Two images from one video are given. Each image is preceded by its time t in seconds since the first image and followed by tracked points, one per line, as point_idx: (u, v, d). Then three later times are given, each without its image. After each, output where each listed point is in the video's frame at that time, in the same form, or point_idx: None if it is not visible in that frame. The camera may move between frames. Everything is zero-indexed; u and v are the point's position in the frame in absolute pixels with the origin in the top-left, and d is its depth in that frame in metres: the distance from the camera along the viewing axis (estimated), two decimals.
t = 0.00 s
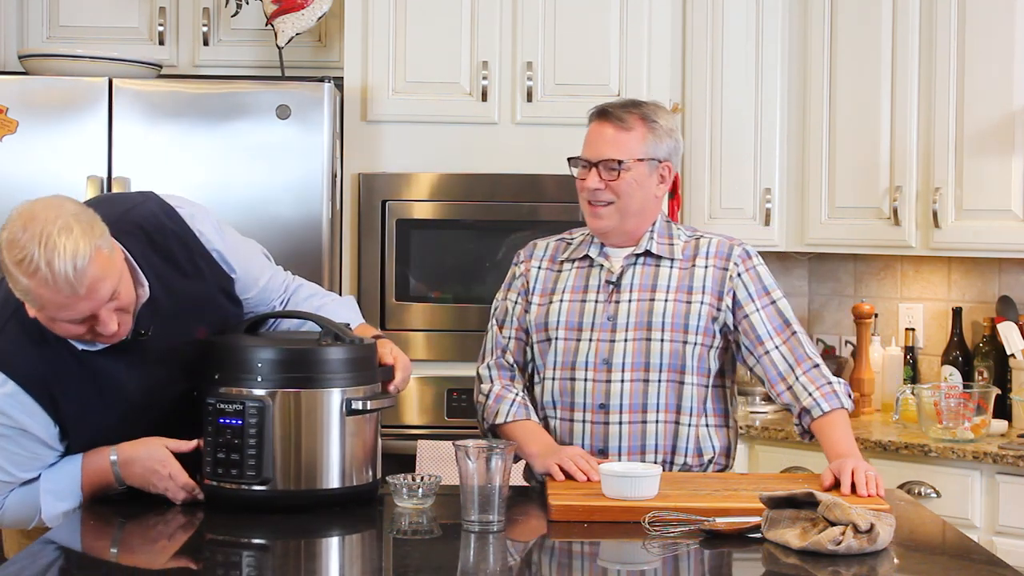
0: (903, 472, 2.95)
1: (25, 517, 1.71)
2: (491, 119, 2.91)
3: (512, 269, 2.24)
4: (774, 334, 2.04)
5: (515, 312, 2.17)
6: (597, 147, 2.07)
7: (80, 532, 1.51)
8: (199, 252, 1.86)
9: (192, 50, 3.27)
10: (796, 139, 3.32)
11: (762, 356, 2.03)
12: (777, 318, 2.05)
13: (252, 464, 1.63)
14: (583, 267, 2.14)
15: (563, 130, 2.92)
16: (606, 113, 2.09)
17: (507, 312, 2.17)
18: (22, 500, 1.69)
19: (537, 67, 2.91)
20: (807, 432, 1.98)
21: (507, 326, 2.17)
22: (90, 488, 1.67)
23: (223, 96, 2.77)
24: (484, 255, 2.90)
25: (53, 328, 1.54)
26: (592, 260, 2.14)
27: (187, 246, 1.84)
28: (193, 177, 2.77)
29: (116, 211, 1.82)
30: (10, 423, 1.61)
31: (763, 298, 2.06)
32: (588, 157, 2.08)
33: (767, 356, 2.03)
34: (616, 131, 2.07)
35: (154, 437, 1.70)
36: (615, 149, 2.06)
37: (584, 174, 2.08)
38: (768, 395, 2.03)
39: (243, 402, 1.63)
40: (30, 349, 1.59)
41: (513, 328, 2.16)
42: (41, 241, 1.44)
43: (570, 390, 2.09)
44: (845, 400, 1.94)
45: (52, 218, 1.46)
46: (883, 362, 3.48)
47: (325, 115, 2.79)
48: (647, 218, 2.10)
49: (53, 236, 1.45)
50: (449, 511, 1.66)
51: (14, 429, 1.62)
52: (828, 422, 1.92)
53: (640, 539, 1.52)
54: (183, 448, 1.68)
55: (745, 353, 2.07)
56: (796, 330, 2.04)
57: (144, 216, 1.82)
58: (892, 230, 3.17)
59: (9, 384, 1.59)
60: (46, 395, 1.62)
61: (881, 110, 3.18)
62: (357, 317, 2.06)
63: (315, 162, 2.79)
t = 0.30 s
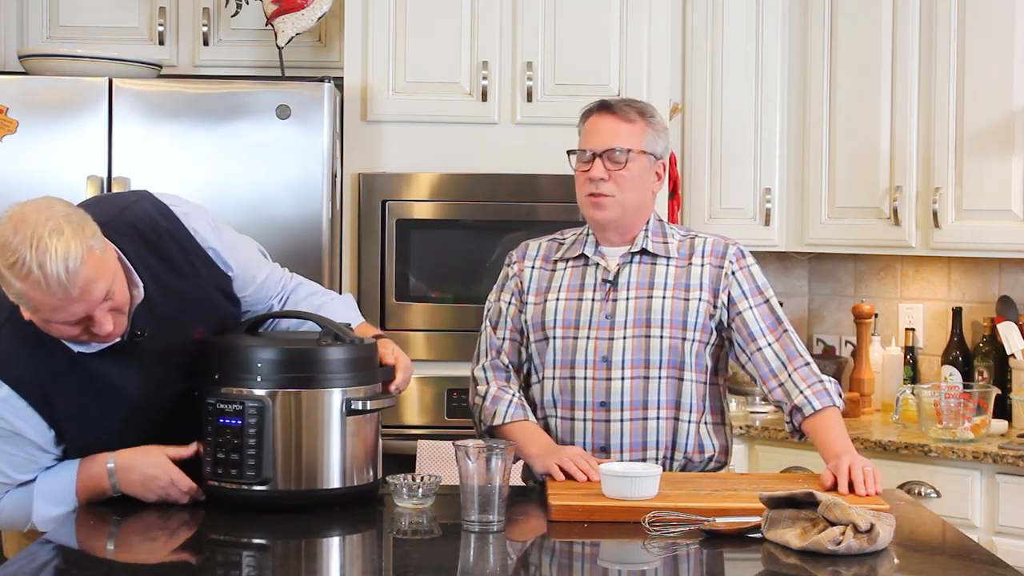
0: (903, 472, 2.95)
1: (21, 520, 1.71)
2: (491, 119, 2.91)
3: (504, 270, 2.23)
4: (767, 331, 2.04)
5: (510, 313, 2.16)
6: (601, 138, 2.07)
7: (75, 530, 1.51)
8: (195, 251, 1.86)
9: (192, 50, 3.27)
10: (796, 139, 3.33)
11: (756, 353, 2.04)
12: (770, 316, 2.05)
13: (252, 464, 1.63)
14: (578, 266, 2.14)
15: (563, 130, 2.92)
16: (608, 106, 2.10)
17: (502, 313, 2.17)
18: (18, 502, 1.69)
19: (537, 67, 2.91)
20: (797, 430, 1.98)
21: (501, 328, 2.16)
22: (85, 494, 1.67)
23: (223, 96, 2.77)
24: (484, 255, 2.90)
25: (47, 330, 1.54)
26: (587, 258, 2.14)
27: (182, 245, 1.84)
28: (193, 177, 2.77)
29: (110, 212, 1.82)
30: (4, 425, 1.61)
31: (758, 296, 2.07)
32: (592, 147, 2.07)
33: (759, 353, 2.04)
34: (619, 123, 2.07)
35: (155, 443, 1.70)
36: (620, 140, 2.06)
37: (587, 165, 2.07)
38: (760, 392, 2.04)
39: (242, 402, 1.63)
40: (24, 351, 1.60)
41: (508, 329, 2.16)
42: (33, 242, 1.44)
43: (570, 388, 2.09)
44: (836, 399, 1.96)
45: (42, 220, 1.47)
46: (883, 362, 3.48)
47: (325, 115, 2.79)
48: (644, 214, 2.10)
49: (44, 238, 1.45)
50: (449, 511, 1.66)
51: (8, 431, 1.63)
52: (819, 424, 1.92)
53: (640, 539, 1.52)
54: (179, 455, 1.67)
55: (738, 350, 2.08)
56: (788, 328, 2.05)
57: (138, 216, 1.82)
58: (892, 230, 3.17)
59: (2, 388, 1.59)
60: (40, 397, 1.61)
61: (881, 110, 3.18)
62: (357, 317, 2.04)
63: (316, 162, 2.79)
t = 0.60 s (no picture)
0: (903, 472, 2.95)
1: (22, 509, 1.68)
2: (491, 119, 2.91)
3: (494, 276, 2.18)
4: (762, 331, 2.06)
5: (504, 325, 2.12)
6: (612, 129, 2.04)
7: (74, 535, 1.51)
8: (195, 246, 1.86)
9: (192, 50, 3.27)
10: (796, 139, 3.33)
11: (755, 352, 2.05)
12: (765, 316, 2.07)
13: (252, 464, 1.63)
14: (576, 268, 2.11)
15: (563, 130, 2.92)
16: (616, 100, 2.08)
17: (494, 325, 2.12)
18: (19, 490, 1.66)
19: (538, 67, 2.91)
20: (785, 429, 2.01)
21: (494, 340, 2.11)
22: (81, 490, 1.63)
23: (223, 96, 2.77)
24: (484, 255, 2.90)
25: (45, 317, 1.54)
26: (585, 257, 2.11)
27: (182, 241, 1.84)
28: (193, 177, 2.78)
29: (110, 207, 1.82)
30: None
31: (755, 294, 2.08)
32: (605, 138, 2.04)
33: (753, 352, 2.05)
34: (630, 117, 2.05)
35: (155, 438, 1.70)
36: (633, 133, 2.04)
37: (599, 156, 2.04)
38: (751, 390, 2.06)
39: (242, 402, 1.63)
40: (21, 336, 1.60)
41: (501, 342, 2.11)
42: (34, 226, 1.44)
43: (585, 392, 2.07)
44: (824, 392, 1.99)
45: (45, 205, 1.47)
46: (883, 362, 3.48)
47: (325, 116, 2.79)
48: (645, 212, 2.09)
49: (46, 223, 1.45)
50: (449, 511, 1.66)
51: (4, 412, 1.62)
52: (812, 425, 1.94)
53: (640, 539, 1.52)
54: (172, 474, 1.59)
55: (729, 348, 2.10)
56: (783, 327, 2.06)
57: (138, 211, 1.82)
58: (892, 230, 3.17)
59: None
60: (37, 382, 1.62)
61: (881, 109, 3.18)
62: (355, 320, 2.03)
63: (316, 162, 2.79)
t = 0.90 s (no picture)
0: (903, 472, 2.95)
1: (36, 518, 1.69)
2: (491, 119, 2.91)
3: (496, 278, 2.16)
4: (765, 333, 2.07)
5: (506, 327, 2.11)
6: (620, 131, 2.04)
7: (81, 533, 1.51)
8: (193, 250, 1.86)
9: (192, 50, 3.27)
10: (796, 139, 3.33)
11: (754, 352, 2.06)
12: (769, 318, 2.09)
13: (252, 464, 1.63)
14: (584, 270, 2.11)
15: (563, 130, 2.92)
16: (621, 103, 2.08)
17: (495, 326, 2.11)
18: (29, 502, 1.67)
19: (538, 67, 2.91)
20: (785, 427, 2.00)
21: (494, 342, 2.11)
22: (95, 483, 1.65)
23: (223, 96, 2.77)
24: (484, 255, 2.90)
25: (45, 329, 1.54)
26: (592, 259, 2.11)
27: (181, 245, 1.84)
28: (193, 177, 2.78)
29: (108, 211, 1.82)
30: None
31: (759, 296, 2.10)
32: (613, 139, 2.04)
33: (755, 353, 2.06)
34: (636, 118, 2.06)
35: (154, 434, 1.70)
36: (640, 133, 2.04)
37: (608, 157, 2.04)
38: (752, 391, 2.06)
39: (242, 402, 1.63)
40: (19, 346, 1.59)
41: (501, 344, 2.11)
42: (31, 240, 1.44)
43: (594, 394, 2.07)
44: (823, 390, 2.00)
45: (39, 218, 1.47)
46: (883, 362, 3.48)
47: (325, 116, 2.79)
48: (653, 212, 2.10)
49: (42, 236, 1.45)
50: (449, 511, 1.66)
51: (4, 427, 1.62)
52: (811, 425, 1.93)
53: (640, 539, 1.52)
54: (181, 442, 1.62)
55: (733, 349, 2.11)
56: (785, 328, 2.07)
57: (136, 215, 1.82)
58: (892, 230, 3.17)
59: None
60: (35, 395, 1.61)
61: (881, 109, 3.18)
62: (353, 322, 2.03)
63: (315, 162, 2.79)
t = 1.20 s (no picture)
0: (903, 472, 2.95)
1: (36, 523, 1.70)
2: (491, 119, 2.91)
3: (501, 269, 2.17)
4: (767, 338, 2.07)
5: (508, 318, 2.12)
6: (630, 131, 2.03)
7: (82, 532, 1.51)
8: (189, 253, 1.86)
9: (192, 50, 3.27)
10: (796, 139, 3.33)
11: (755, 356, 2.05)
12: (771, 324, 2.08)
13: (252, 464, 1.63)
14: (588, 265, 2.11)
15: (563, 130, 2.92)
16: (630, 103, 2.07)
17: (498, 317, 2.12)
18: (29, 508, 1.68)
19: (538, 67, 2.91)
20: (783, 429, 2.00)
21: (496, 334, 2.11)
22: (93, 488, 1.66)
23: (223, 96, 2.77)
24: (484, 255, 2.89)
25: (42, 339, 1.54)
26: (597, 255, 2.11)
27: (177, 250, 1.84)
28: (193, 177, 2.78)
29: (102, 216, 1.82)
30: None
31: (763, 302, 2.09)
32: (623, 140, 2.03)
33: (757, 357, 2.05)
34: (645, 118, 2.05)
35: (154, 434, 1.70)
36: (649, 134, 2.03)
37: (618, 158, 2.03)
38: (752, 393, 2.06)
39: (242, 402, 1.63)
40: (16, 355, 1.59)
41: (503, 335, 2.11)
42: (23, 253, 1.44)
43: (588, 389, 2.07)
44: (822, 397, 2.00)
45: (29, 230, 1.46)
46: (883, 362, 3.48)
47: (325, 116, 2.79)
48: (659, 212, 2.10)
49: (33, 248, 1.45)
50: (449, 511, 1.66)
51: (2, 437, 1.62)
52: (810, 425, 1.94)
53: (640, 539, 1.52)
54: (184, 432, 1.66)
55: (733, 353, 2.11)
56: (788, 335, 2.08)
57: (130, 221, 1.82)
58: (892, 230, 3.17)
59: None
60: (33, 405, 1.61)
61: (882, 109, 3.18)
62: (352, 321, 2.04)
63: (315, 162, 2.79)
